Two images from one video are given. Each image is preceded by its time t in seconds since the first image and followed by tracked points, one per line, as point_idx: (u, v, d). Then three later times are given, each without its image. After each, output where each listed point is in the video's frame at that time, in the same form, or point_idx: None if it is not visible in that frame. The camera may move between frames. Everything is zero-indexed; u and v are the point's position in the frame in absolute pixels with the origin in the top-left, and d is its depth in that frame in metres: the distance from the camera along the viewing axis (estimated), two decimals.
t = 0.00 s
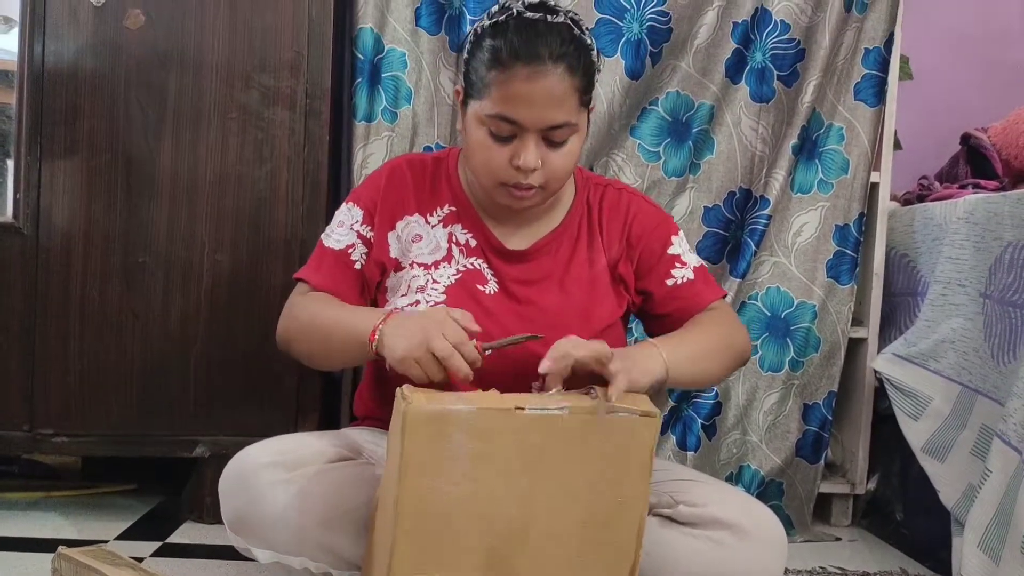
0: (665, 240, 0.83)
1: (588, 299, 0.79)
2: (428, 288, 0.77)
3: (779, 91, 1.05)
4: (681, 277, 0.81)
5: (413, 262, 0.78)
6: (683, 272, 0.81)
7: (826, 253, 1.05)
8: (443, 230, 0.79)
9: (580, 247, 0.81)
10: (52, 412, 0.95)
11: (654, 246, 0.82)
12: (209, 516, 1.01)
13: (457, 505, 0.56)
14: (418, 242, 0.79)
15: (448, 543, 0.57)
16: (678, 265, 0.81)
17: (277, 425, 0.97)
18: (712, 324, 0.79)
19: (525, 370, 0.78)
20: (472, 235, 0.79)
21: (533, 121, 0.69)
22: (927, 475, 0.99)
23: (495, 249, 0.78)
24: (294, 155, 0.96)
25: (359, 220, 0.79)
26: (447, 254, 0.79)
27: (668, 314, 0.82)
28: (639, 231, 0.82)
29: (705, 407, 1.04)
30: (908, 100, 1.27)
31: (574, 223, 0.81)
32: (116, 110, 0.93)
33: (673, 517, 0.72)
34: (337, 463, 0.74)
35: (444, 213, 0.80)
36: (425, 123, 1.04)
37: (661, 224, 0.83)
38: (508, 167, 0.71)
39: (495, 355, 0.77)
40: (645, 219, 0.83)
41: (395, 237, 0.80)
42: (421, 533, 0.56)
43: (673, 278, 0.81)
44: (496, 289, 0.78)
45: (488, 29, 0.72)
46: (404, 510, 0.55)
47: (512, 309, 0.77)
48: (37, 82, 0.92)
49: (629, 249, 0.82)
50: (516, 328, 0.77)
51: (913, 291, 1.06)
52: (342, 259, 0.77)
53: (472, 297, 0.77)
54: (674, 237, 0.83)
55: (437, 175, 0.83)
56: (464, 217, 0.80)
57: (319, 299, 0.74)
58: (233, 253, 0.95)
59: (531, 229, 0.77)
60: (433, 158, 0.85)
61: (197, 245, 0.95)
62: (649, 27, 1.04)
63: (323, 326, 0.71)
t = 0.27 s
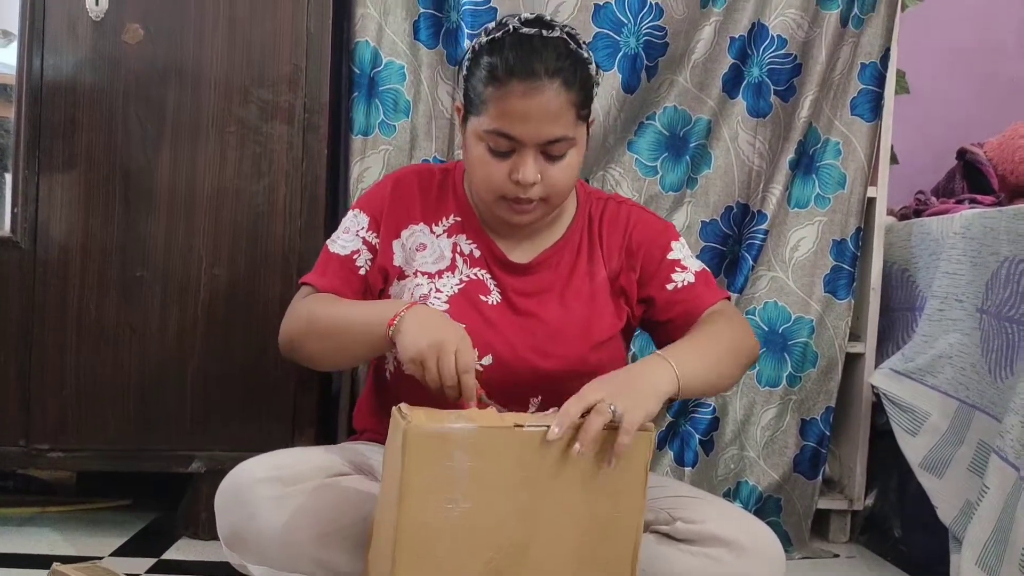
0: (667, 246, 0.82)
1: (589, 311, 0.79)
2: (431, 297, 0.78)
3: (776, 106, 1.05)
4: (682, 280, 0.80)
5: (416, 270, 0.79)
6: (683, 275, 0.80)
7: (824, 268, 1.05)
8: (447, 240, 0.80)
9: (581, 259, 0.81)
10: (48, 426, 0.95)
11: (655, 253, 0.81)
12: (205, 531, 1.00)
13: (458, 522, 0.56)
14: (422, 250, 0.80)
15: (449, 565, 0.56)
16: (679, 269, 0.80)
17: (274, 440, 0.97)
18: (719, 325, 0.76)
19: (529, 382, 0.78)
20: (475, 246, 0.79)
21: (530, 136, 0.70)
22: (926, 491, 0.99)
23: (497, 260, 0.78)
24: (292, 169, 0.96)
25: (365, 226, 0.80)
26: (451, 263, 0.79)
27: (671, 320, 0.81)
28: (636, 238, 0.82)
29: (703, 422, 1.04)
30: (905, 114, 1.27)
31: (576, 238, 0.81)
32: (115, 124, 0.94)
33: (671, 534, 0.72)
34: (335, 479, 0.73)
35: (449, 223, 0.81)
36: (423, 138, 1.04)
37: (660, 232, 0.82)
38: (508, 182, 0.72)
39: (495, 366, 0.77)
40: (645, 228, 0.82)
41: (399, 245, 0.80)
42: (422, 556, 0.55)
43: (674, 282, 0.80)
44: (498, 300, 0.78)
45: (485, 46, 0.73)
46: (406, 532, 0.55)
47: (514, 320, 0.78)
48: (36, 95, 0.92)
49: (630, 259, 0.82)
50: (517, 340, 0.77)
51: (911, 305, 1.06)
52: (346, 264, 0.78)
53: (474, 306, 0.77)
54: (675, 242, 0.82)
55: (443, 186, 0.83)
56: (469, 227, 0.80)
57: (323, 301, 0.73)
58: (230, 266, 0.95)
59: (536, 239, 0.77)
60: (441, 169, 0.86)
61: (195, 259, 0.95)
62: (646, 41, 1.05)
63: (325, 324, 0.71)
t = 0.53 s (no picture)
0: (668, 265, 0.82)
1: (589, 324, 0.79)
2: (435, 306, 0.77)
3: (773, 120, 1.06)
4: (684, 300, 0.80)
5: (422, 278, 0.79)
6: (684, 296, 0.80)
7: (821, 281, 1.05)
8: (452, 250, 0.80)
9: (582, 273, 0.81)
10: (44, 439, 0.94)
11: (656, 270, 0.82)
12: (201, 545, 1.00)
13: (453, 527, 0.56)
14: (427, 258, 0.80)
15: None
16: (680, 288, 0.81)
17: (270, 454, 0.97)
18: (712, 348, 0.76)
19: (527, 395, 0.78)
20: (479, 257, 0.79)
21: (529, 149, 0.70)
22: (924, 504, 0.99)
23: (500, 273, 0.79)
24: (290, 183, 0.96)
25: (373, 226, 0.79)
26: (455, 273, 0.79)
27: (670, 338, 0.81)
28: (639, 253, 0.82)
29: (700, 435, 1.04)
30: (901, 127, 1.28)
31: (577, 251, 0.81)
32: (113, 138, 0.94)
33: (669, 548, 0.72)
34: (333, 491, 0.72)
35: (454, 233, 0.81)
36: (420, 151, 1.04)
37: (661, 250, 0.82)
38: (507, 196, 0.72)
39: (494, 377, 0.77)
40: (646, 245, 0.83)
41: (407, 251, 0.80)
42: (419, 565, 0.56)
43: (676, 301, 0.80)
44: (499, 312, 0.78)
45: (483, 61, 0.73)
46: (403, 541, 0.55)
47: (516, 332, 0.78)
48: (35, 109, 0.93)
49: (630, 275, 0.82)
50: (517, 352, 0.77)
51: (909, 319, 1.06)
52: (355, 261, 0.77)
53: (476, 318, 0.77)
54: (677, 263, 0.82)
55: (449, 198, 0.83)
56: (474, 239, 0.80)
57: (325, 296, 0.72)
58: (227, 279, 0.95)
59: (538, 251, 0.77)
60: (446, 180, 0.86)
61: (192, 272, 0.95)
62: (642, 54, 1.05)
63: (331, 333, 0.70)
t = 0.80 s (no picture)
0: (665, 291, 0.83)
1: (593, 340, 0.80)
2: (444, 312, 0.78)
3: (775, 138, 1.06)
4: (671, 331, 0.80)
5: (433, 283, 0.79)
6: (673, 326, 0.81)
7: (822, 300, 1.05)
8: (463, 258, 0.80)
9: (585, 288, 0.81)
10: (44, 454, 0.94)
11: (652, 295, 0.82)
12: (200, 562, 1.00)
13: (507, 559, 0.53)
14: (439, 264, 0.80)
15: None
16: (671, 320, 0.81)
17: (271, 471, 0.96)
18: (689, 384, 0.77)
19: (524, 408, 0.77)
20: (489, 265, 0.80)
21: (531, 169, 0.70)
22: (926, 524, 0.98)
23: (510, 282, 0.79)
24: (293, 199, 0.96)
25: (388, 228, 0.79)
26: (464, 281, 0.79)
27: (653, 367, 0.81)
28: (634, 277, 0.83)
29: (702, 454, 1.04)
30: (902, 145, 1.28)
31: (581, 265, 0.82)
32: (117, 153, 0.94)
33: (671, 566, 0.71)
34: (333, 510, 0.72)
35: (465, 241, 0.81)
36: (422, 167, 1.04)
37: (659, 276, 0.83)
38: (508, 215, 0.72)
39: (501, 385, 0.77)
40: (646, 267, 0.83)
41: (421, 256, 0.80)
42: None
43: (664, 330, 0.81)
44: (509, 320, 0.78)
45: (488, 81, 0.73)
46: None
47: (522, 341, 0.78)
48: (39, 124, 0.93)
49: (630, 296, 0.82)
50: (524, 361, 0.77)
51: (910, 338, 1.06)
52: (370, 261, 0.76)
53: (486, 324, 0.77)
54: (673, 291, 0.83)
55: (459, 208, 0.84)
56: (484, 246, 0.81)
57: (340, 294, 0.72)
58: (230, 295, 0.95)
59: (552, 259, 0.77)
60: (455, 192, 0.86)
61: (194, 287, 0.95)
62: (644, 72, 1.05)
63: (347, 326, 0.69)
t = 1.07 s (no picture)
0: (659, 293, 0.82)
1: (590, 341, 0.80)
2: (440, 316, 0.78)
3: (773, 144, 1.06)
4: (662, 334, 0.80)
5: (429, 288, 0.80)
6: (664, 329, 0.81)
7: (820, 305, 1.05)
8: (459, 261, 0.80)
9: (583, 291, 0.81)
10: (41, 457, 0.94)
11: (648, 297, 0.82)
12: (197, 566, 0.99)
13: (507, 562, 0.53)
14: (436, 268, 0.80)
15: None
16: (664, 322, 0.81)
17: (268, 474, 0.96)
18: (678, 387, 0.77)
19: (518, 411, 0.77)
20: (486, 268, 0.80)
21: (530, 175, 0.70)
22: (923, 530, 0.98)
23: (506, 285, 0.79)
24: (291, 203, 0.96)
25: (385, 240, 0.79)
26: (461, 284, 0.80)
27: (643, 368, 0.81)
28: (631, 279, 0.83)
29: (699, 459, 1.04)
30: (900, 151, 1.29)
31: (576, 269, 0.82)
32: (115, 157, 0.94)
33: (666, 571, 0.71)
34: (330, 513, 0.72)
35: (461, 245, 0.81)
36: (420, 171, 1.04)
37: (653, 278, 0.83)
38: (507, 220, 0.72)
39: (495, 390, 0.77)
40: (641, 269, 0.83)
41: (416, 262, 0.80)
42: None
43: (654, 333, 0.81)
44: (505, 323, 0.78)
45: (489, 87, 0.73)
46: None
47: (519, 344, 0.78)
48: (38, 127, 0.93)
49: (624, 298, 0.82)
50: (519, 364, 0.77)
51: (908, 343, 1.06)
52: (366, 275, 0.77)
53: (480, 327, 0.78)
54: (666, 293, 0.83)
55: (456, 213, 0.84)
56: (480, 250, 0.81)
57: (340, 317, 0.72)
58: (227, 298, 0.95)
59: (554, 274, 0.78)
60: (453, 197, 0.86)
61: (192, 291, 0.95)
62: (642, 77, 1.06)
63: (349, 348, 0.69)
